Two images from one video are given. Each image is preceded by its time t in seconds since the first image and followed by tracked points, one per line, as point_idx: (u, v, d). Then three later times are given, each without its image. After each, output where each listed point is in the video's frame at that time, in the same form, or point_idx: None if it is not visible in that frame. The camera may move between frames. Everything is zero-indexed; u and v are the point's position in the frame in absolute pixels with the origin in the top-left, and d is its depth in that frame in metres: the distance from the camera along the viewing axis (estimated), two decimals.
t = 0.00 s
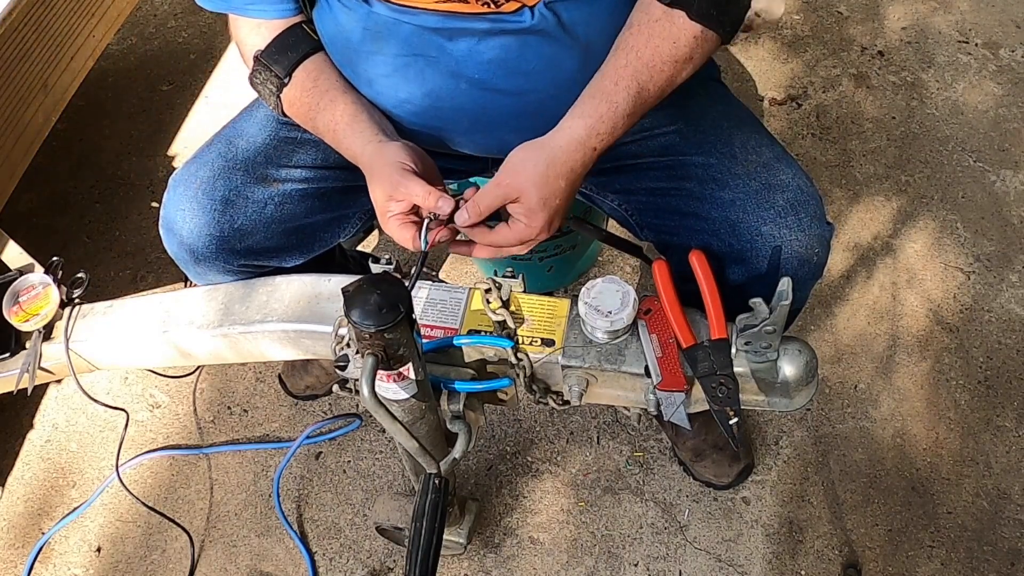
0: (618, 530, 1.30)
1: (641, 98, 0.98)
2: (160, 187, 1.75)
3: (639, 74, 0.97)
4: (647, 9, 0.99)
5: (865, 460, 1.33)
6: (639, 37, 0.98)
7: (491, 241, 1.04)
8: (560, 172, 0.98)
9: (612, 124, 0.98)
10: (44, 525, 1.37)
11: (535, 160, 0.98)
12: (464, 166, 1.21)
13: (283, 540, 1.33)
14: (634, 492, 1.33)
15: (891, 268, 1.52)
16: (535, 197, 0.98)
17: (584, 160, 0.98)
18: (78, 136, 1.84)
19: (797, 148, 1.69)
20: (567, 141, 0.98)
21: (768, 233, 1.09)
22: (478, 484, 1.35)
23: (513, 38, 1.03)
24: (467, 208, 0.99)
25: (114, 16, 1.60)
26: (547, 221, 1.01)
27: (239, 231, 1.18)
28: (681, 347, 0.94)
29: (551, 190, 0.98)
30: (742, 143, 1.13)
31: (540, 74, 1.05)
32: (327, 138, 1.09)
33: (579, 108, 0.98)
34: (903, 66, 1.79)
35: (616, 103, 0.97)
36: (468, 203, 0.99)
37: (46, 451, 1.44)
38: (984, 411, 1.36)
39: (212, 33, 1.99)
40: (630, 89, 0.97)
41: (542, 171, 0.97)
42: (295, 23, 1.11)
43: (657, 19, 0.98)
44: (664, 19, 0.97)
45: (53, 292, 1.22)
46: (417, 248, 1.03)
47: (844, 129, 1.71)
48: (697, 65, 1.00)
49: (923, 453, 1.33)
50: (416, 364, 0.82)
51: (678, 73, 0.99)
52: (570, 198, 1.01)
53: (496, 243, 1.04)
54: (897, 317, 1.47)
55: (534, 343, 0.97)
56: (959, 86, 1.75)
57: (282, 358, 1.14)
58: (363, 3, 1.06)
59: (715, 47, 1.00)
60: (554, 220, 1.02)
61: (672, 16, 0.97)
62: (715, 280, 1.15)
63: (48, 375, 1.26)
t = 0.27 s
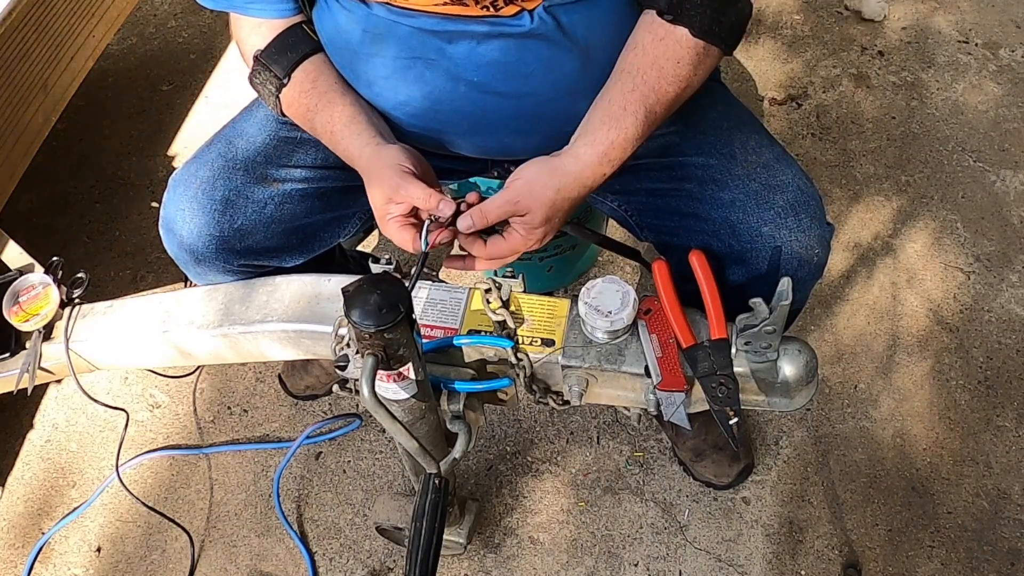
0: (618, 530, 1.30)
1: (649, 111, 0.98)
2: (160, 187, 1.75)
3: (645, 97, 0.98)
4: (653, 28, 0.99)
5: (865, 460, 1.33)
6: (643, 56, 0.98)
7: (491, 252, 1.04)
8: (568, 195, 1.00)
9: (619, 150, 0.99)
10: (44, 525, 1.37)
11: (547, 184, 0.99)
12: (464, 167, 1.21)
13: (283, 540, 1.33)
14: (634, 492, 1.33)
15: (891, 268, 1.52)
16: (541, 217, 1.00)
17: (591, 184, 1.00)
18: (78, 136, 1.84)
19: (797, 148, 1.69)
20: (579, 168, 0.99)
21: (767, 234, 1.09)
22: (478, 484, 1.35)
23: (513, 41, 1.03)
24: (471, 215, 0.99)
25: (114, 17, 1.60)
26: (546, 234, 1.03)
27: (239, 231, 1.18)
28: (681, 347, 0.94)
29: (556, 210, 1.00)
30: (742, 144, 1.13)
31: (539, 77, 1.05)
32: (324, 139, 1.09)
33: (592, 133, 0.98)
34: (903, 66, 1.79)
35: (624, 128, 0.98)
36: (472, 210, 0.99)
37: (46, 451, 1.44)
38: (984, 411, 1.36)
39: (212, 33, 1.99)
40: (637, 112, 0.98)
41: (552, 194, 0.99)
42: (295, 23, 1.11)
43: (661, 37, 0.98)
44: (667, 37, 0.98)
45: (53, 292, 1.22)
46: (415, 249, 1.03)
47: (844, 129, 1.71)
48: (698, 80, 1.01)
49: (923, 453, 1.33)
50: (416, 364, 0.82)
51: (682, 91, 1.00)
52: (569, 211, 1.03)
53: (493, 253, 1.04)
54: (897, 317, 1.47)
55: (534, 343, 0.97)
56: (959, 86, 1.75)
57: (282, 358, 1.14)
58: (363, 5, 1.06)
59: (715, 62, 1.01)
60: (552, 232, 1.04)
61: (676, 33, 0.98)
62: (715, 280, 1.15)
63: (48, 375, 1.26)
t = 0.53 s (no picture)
0: (618, 530, 1.30)
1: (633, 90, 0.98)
2: (160, 187, 1.75)
3: (631, 70, 0.97)
4: (645, 11, 0.99)
5: (865, 460, 1.33)
6: (634, 37, 0.98)
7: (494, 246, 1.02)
8: (552, 165, 0.97)
9: (600, 120, 0.97)
10: (44, 525, 1.37)
11: (527, 157, 0.98)
12: (464, 166, 1.21)
13: (283, 540, 1.33)
14: (634, 492, 1.33)
15: (891, 268, 1.52)
16: (528, 190, 0.97)
17: (576, 155, 0.98)
18: (78, 136, 1.84)
19: (797, 148, 1.69)
20: (558, 135, 0.98)
21: (768, 234, 1.09)
22: (478, 484, 1.35)
23: (514, 40, 1.03)
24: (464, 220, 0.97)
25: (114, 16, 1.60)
26: (546, 217, 0.99)
27: (239, 231, 1.19)
28: (681, 347, 0.94)
29: (545, 184, 0.98)
30: (742, 143, 1.13)
31: (540, 76, 1.05)
32: (325, 137, 1.08)
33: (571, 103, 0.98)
34: (903, 66, 1.79)
35: (607, 99, 0.97)
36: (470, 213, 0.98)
37: (46, 451, 1.44)
38: (984, 411, 1.36)
39: (212, 33, 1.99)
40: (620, 84, 0.97)
41: (534, 166, 0.97)
42: (295, 23, 1.11)
43: (654, 20, 0.98)
44: (661, 21, 0.98)
45: (53, 292, 1.22)
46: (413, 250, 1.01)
47: (844, 129, 1.71)
48: (693, 66, 1.00)
49: (923, 453, 1.33)
50: (416, 364, 0.82)
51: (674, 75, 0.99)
52: (566, 194, 1.00)
53: (498, 248, 1.01)
54: (897, 317, 1.47)
55: (534, 343, 0.98)
56: (959, 86, 1.75)
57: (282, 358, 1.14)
58: (364, 4, 1.06)
59: (711, 51, 1.00)
60: (552, 216, 1.00)
61: (671, 18, 0.97)
62: (716, 280, 1.15)
63: (48, 375, 1.26)
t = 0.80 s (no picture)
0: (618, 530, 1.30)
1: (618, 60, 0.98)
2: (160, 187, 1.75)
3: (620, 47, 0.98)
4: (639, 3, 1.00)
5: (865, 460, 1.33)
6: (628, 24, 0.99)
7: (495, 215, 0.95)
8: (532, 116, 0.98)
9: (594, 96, 0.97)
10: (44, 525, 1.37)
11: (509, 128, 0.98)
12: (464, 166, 1.21)
13: (283, 540, 1.33)
14: (634, 492, 1.33)
15: (891, 268, 1.52)
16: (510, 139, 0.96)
17: (557, 105, 0.97)
18: (78, 136, 1.84)
19: (797, 148, 1.69)
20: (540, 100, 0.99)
21: (768, 234, 1.09)
22: (478, 484, 1.35)
23: (514, 36, 1.03)
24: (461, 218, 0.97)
25: (115, 16, 1.60)
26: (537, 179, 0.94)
27: (239, 230, 1.19)
28: (681, 347, 0.94)
29: (529, 142, 0.95)
30: (742, 143, 1.13)
31: (540, 73, 1.05)
32: (326, 134, 1.09)
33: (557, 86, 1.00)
34: (903, 66, 1.79)
35: (594, 73, 0.98)
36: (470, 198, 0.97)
37: (46, 451, 1.44)
38: (984, 411, 1.36)
39: (212, 33, 1.99)
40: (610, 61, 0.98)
41: (516, 125, 0.98)
42: (295, 22, 1.11)
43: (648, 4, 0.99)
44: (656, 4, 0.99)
45: (53, 292, 1.22)
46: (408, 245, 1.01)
47: (844, 129, 1.71)
48: (690, 52, 1.00)
49: (923, 453, 1.33)
50: (416, 363, 0.82)
51: (666, 56, 0.99)
52: (556, 143, 0.96)
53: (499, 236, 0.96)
54: (897, 317, 1.47)
55: (534, 343, 0.97)
56: (959, 86, 1.75)
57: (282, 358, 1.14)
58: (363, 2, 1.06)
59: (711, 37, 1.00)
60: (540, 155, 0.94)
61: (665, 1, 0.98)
62: (716, 280, 1.15)
63: (48, 375, 1.26)
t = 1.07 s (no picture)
0: (618, 530, 1.30)
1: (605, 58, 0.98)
2: (160, 187, 1.75)
3: (605, 38, 0.98)
4: None
5: (865, 460, 1.33)
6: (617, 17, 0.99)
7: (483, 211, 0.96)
8: (517, 113, 0.98)
9: (579, 93, 0.97)
10: (44, 525, 1.37)
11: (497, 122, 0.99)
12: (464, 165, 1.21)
13: (283, 540, 1.33)
14: (634, 492, 1.33)
15: (891, 268, 1.52)
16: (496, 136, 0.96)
17: (543, 102, 0.97)
18: (77, 136, 1.84)
19: (797, 148, 1.69)
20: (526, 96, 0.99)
21: (768, 234, 1.09)
22: (478, 484, 1.35)
23: (512, 34, 1.03)
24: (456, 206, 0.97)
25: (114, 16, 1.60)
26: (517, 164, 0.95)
27: (239, 230, 1.19)
28: (681, 347, 0.94)
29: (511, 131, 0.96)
30: (742, 143, 1.13)
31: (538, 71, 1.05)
32: (327, 132, 1.08)
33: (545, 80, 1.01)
34: (903, 66, 1.79)
35: (577, 63, 0.98)
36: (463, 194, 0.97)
37: (46, 451, 1.44)
38: (984, 411, 1.36)
39: (212, 33, 1.99)
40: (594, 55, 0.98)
41: (502, 121, 0.98)
42: (295, 22, 1.11)
43: None
44: None
45: (53, 292, 1.22)
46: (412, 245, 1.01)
47: (844, 129, 1.71)
48: (682, 48, 1.00)
49: (923, 453, 1.33)
50: (416, 363, 0.82)
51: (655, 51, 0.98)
52: (542, 141, 0.96)
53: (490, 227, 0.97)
54: (897, 317, 1.47)
55: (534, 343, 0.97)
56: (959, 86, 1.75)
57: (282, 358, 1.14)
58: (364, 2, 1.06)
59: (701, 35, 0.99)
60: (525, 153, 0.95)
61: None
62: (716, 280, 1.15)
63: (48, 375, 1.26)
